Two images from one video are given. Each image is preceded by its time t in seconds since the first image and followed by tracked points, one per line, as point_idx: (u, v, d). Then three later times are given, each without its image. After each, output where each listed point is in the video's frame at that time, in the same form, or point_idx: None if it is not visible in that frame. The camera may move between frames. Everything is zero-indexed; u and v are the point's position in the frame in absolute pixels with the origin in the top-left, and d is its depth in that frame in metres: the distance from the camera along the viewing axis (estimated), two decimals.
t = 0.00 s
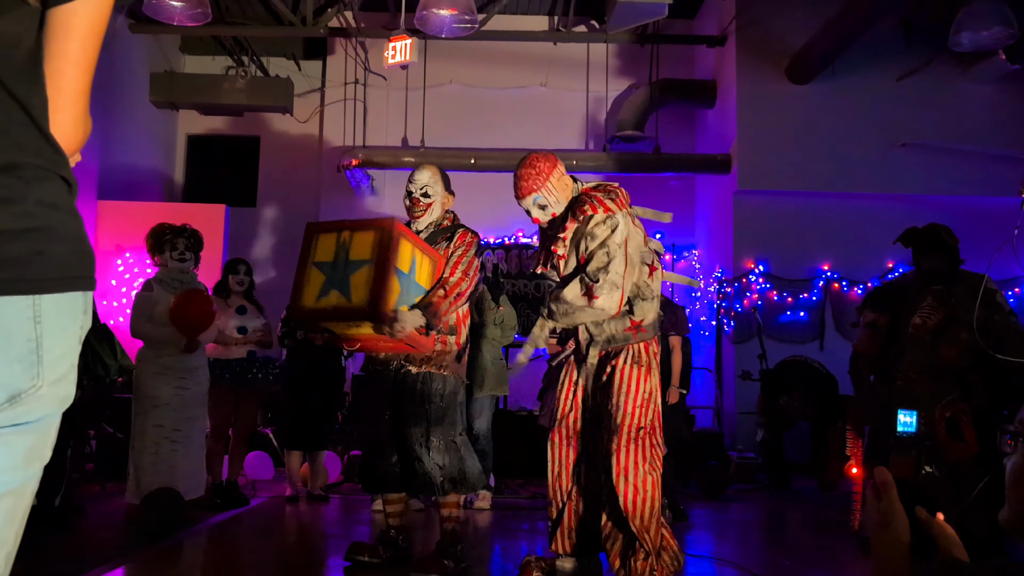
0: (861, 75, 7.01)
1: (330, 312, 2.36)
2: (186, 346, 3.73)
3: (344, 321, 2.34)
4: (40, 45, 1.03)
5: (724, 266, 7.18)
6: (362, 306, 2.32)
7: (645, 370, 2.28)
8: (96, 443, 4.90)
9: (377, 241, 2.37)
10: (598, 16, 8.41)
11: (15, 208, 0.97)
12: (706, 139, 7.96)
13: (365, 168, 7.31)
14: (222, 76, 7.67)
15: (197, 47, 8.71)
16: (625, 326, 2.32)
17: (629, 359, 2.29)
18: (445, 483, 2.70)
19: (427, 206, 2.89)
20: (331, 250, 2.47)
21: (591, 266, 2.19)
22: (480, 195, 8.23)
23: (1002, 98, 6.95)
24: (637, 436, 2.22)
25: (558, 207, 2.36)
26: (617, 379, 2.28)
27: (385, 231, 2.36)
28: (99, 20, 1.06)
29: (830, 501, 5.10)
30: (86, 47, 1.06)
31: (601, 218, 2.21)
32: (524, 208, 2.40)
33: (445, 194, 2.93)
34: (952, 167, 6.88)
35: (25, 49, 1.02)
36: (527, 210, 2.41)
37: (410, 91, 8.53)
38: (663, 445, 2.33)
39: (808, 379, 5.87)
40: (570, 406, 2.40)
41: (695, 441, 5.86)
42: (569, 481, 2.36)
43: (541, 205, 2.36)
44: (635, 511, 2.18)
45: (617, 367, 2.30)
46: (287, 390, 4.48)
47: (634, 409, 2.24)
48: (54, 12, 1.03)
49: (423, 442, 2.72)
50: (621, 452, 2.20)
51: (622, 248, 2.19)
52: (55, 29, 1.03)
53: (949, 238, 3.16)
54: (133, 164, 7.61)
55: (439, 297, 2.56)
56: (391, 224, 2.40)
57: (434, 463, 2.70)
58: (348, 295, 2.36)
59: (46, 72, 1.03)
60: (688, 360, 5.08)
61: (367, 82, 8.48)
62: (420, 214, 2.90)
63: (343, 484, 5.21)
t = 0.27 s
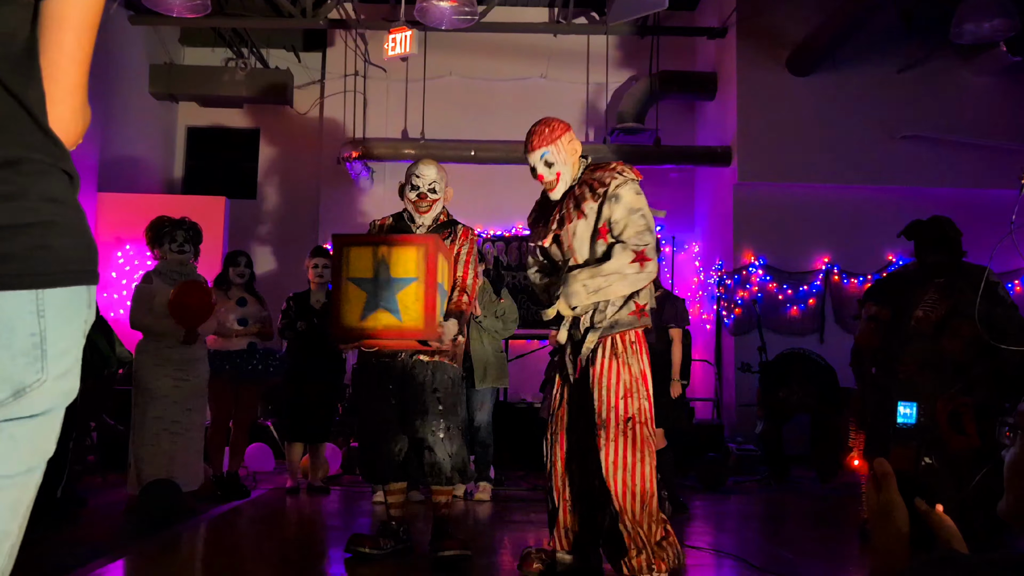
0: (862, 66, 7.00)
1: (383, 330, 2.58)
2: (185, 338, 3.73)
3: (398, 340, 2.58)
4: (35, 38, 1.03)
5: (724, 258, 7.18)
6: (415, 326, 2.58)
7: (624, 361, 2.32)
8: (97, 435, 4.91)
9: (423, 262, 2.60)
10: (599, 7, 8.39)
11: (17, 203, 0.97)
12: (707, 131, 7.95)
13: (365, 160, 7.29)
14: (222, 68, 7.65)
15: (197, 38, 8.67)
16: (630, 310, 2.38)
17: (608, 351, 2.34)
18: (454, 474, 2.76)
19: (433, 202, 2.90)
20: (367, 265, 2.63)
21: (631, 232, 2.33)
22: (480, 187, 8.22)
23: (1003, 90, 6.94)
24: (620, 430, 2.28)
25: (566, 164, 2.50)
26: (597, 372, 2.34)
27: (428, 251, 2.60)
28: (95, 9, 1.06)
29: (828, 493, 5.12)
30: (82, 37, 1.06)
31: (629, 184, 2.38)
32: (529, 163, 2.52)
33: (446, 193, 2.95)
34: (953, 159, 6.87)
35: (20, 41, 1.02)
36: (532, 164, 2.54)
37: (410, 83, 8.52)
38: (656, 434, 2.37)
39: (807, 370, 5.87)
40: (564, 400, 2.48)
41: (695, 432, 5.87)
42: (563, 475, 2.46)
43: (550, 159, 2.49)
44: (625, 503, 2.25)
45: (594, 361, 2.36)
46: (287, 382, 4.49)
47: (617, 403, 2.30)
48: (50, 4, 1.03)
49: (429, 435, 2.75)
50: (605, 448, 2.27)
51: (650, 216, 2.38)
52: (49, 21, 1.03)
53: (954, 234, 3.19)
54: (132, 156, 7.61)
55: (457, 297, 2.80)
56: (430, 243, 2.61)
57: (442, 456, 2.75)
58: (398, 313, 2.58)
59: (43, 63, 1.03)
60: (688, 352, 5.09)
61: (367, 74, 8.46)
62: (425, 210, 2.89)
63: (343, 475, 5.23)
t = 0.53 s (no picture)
0: (862, 60, 6.99)
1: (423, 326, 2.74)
2: (184, 332, 3.73)
3: (439, 336, 2.75)
4: (35, 32, 1.03)
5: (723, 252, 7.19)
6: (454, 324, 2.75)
7: (627, 354, 2.36)
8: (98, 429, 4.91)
9: (463, 263, 2.78)
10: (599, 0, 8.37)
11: (19, 198, 0.98)
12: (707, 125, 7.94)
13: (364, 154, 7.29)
14: (221, 62, 7.64)
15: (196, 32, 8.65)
16: (634, 306, 2.41)
17: (611, 343, 2.36)
18: (468, 468, 2.79)
19: (440, 198, 2.93)
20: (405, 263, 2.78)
21: (644, 223, 2.39)
22: (480, 181, 8.22)
23: (1004, 83, 6.92)
24: (626, 422, 2.30)
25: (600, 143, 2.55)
26: (598, 364, 2.36)
27: (468, 254, 2.79)
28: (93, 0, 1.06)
29: (827, 486, 5.13)
30: (80, 28, 1.05)
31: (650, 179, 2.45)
32: (562, 135, 2.54)
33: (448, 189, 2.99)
34: (953, 153, 6.87)
35: (18, 35, 1.02)
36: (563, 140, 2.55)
37: (410, 77, 8.51)
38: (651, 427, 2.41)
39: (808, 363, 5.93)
40: (563, 396, 2.47)
41: (694, 426, 5.88)
42: (566, 471, 2.46)
43: (590, 132, 2.53)
44: (628, 498, 2.26)
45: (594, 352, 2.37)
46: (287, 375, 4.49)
47: (622, 396, 2.32)
48: None
49: (443, 431, 2.77)
50: (610, 441, 2.28)
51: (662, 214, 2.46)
52: (47, 13, 1.03)
53: (956, 228, 3.17)
54: (131, 150, 7.60)
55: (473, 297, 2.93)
56: (466, 244, 2.79)
57: (456, 450, 2.78)
58: (438, 310, 2.75)
59: (44, 57, 1.03)
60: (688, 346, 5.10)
61: (366, 68, 8.43)
62: (433, 205, 2.91)
63: (344, 469, 5.25)
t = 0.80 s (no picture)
0: (863, 54, 6.97)
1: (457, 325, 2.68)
2: (184, 328, 3.73)
3: (472, 335, 2.69)
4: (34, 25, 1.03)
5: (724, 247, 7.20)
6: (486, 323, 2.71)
7: (636, 349, 2.37)
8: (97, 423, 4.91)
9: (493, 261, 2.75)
10: None
11: (21, 193, 0.97)
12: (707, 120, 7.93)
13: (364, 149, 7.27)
14: (220, 56, 7.61)
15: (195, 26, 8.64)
16: (644, 303, 2.42)
17: (622, 337, 2.37)
18: (467, 466, 2.78)
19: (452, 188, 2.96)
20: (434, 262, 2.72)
21: (660, 219, 2.41)
22: (480, 175, 8.21)
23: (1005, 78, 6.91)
24: (634, 417, 2.31)
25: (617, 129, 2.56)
26: (608, 358, 2.36)
27: (497, 252, 2.75)
28: None
29: (827, 481, 5.13)
30: (79, 19, 1.05)
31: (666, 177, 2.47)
32: (581, 121, 2.54)
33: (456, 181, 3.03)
34: (953, 147, 6.86)
35: (19, 28, 1.02)
36: (576, 124, 2.56)
37: (409, 71, 8.52)
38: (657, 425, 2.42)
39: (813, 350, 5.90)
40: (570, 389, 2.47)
41: (694, 420, 5.88)
42: (571, 465, 2.45)
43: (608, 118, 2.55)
44: (633, 492, 2.26)
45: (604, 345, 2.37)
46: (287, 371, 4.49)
47: (631, 390, 2.32)
48: None
49: (449, 426, 2.79)
50: (618, 435, 2.29)
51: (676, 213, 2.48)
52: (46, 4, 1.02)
53: (960, 225, 3.09)
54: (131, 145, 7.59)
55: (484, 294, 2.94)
56: (494, 242, 2.76)
57: (460, 446, 2.79)
58: (471, 310, 2.70)
59: (45, 49, 1.03)
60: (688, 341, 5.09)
61: (366, 62, 8.35)
62: (448, 195, 2.95)
63: (344, 463, 5.25)
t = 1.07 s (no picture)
0: (863, 49, 6.96)
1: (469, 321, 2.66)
2: (184, 323, 3.74)
3: (485, 331, 2.66)
4: (33, 15, 1.03)
5: (724, 243, 7.20)
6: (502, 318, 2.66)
7: (640, 344, 2.36)
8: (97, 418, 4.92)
9: (506, 254, 2.68)
10: None
11: (19, 186, 0.97)
12: (708, 115, 7.92)
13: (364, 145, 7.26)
14: (221, 52, 7.60)
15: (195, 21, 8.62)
16: (648, 299, 2.42)
17: (626, 333, 2.37)
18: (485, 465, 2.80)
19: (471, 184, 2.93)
20: (447, 257, 2.70)
21: (665, 215, 2.41)
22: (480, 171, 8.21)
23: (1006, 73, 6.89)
24: (635, 413, 2.30)
25: (620, 121, 2.54)
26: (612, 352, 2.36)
27: (512, 243, 2.68)
28: None
29: (827, 477, 5.14)
30: (79, 11, 1.05)
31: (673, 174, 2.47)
32: (585, 105, 2.54)
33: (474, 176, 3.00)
34: (954, 143, 6.85)
35: (17, 21, 1.01)
36: (583, 110, 2.56)
37: (410, 66, 8.48)
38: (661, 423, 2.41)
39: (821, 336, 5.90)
40: (574, 385, 2.48)
41: (694, 415, 5.89)
42: (572, 460, 2.46)
43: (611, 107, 2.53)
44: (634, 489, 2.26)
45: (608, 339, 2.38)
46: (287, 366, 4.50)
47: (633, 385, 2.32)
48: None
49: (467, 424, 2.80)
50: (620, 431, 2.29)
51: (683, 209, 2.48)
52: None
53: (964, 223, 3.00)
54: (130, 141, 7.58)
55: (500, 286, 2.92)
56: (508, 235, 2.69)
57: (478, 444, 2.80)
58: (484, 305, 2.66)
59: (44, 41, 1.03)
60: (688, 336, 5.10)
61: (366, 58, 8.35)
62: (466, 192, 2.92)
63: (345, 459, 5.26)
